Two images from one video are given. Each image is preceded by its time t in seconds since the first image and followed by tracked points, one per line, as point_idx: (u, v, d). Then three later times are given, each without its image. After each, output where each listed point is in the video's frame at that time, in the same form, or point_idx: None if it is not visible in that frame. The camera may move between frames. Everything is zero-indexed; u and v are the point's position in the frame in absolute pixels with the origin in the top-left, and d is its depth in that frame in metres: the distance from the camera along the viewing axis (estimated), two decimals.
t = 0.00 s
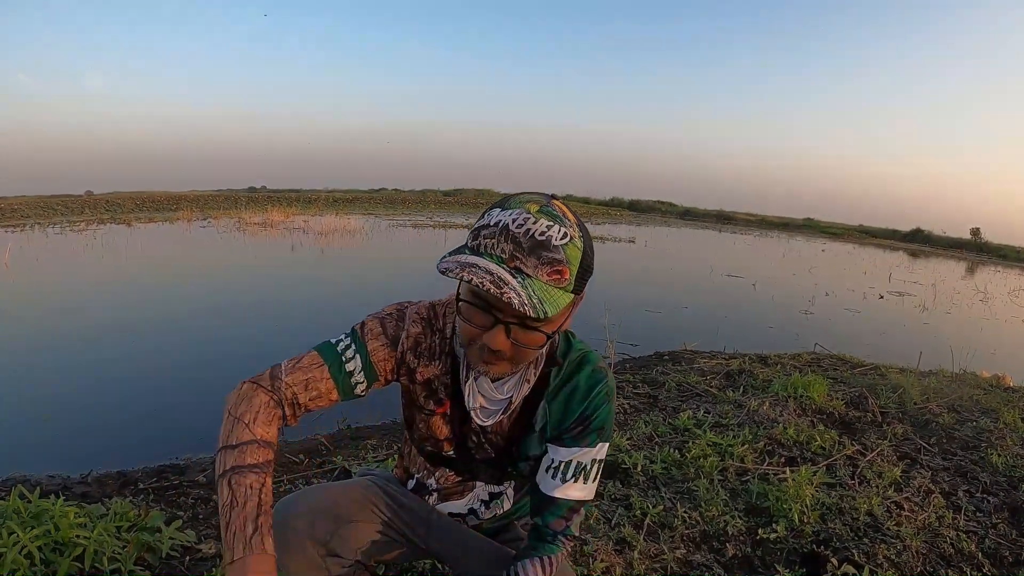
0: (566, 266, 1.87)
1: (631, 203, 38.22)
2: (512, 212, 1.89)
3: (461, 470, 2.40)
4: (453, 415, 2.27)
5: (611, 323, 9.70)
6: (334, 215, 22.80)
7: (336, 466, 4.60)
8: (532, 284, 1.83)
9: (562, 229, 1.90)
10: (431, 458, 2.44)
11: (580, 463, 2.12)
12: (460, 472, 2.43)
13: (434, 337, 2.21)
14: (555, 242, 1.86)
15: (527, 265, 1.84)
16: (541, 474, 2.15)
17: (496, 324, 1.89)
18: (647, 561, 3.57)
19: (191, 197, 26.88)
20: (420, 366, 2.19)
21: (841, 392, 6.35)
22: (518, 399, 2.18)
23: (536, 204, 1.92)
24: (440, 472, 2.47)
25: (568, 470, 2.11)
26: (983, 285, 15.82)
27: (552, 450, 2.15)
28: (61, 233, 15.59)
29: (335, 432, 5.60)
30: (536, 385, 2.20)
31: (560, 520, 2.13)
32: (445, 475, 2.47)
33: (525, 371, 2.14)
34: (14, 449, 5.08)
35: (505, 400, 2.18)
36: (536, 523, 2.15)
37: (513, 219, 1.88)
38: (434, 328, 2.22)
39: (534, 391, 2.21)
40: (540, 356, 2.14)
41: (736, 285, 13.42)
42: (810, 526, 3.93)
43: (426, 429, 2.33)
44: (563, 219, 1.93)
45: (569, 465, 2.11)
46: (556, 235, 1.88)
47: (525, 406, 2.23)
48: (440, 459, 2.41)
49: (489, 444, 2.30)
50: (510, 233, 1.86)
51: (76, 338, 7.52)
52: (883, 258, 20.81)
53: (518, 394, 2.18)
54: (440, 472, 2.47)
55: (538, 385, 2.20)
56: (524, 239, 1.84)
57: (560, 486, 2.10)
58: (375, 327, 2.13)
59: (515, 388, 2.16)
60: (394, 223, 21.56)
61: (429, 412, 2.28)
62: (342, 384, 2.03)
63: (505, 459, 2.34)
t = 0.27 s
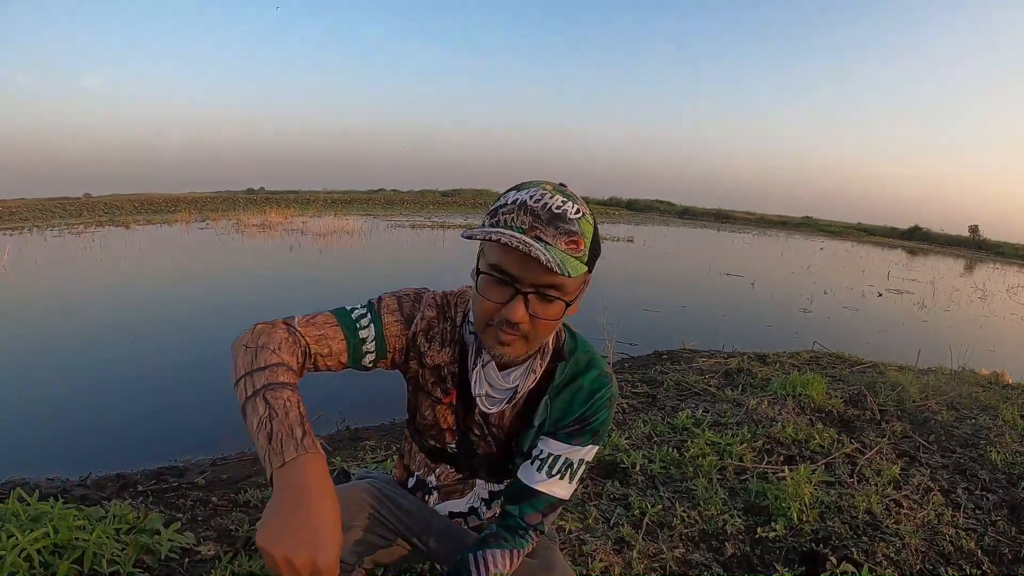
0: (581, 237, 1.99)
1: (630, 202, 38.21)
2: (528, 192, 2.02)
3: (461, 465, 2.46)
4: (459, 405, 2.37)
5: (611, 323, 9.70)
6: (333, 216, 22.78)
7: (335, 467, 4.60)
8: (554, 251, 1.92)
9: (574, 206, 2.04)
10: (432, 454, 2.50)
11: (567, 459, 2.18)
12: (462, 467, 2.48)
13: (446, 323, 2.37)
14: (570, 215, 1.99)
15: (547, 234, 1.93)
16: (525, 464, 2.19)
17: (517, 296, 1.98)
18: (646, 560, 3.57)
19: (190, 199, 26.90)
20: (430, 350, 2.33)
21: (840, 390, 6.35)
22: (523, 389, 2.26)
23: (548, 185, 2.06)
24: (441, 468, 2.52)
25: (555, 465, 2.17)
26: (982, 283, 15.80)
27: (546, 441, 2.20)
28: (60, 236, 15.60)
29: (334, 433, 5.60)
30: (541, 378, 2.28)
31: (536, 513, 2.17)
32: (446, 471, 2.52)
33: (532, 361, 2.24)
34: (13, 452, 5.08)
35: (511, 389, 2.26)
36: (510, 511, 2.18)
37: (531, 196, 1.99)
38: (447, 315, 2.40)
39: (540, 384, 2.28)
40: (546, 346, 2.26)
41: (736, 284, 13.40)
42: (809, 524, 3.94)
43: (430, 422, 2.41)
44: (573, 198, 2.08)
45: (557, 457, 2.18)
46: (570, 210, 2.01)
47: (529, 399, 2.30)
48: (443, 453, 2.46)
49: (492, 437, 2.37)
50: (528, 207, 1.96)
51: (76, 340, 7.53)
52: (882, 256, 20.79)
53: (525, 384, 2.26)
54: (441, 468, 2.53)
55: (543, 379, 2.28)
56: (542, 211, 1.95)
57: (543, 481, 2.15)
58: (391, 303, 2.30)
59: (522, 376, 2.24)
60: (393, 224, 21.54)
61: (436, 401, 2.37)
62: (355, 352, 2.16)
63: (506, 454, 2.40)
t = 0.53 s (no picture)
0: (580, 195, 2.23)
1: (631, 202, 38.20)
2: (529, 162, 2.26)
3: (469, 461, 2.53)
4: (467, 395, 2.49)
5: (611, 323, 9.70)
6: (333, 216, 22.79)
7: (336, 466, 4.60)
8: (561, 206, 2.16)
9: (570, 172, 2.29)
10: (440, 451, 2.58)
11: (582, 443, 2.27)
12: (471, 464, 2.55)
13: (448, 314, 2.52)
14: (568, 177, 2.23)
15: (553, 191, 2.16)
16: (542, 453, 2.27)
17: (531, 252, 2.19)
18: (647, 561, 3.57)
19: (191, 199, 26.91)
20: (435, 339, 2.47)
21: (840, 391, 6.35)
22: (533, 370, 2.38)
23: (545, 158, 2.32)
24: (448, 467, 2.59)
25: (571, 449, 2.26)
26: (982, 284, 15.79)
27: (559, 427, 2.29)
28: (60, 235, 15.61)
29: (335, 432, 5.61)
30: (551, 360, 2.40)
31: (559, 502, 2.23)
32: (453, 470, 2.59)
33: (541, 342, 2.38)
34: (14, 451, 5.09)
35: (521, 372, 2.37)
36: (533, 503, 2.23)
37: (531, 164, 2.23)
38: (449, 306, 2.55)
39: (550, 366, 2.39)
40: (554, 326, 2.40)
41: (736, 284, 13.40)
42: (810, 525, 3.94)
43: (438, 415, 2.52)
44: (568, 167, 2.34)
45: (572, 438, 2.26)
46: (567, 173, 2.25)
47: (538, 387, 2.41)
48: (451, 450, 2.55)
49: (502, 426, 2.47)
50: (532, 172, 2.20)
51: (77, 339, 7.53)
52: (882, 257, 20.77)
53: (535, 366, 2.38)
54: (448, 466, 2.59)
55: (553, 360, 2.40)
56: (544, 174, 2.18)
57: (563, 467, 2.23)
58: (393, 296, 2.45)
59: (532, 359, 2.37)
60: (393, 224, 21.54)
61: (443, 392, 2.50)
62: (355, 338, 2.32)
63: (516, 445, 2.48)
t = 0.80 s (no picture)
0: (564, 178, 2.49)
1: (632, 202, 38.15)
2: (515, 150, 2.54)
3: (479, 455, 2.72)
4: (469, 393, 2.70)
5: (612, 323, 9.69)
6: (334, 215, 22.74)
7: (336, 465, 4.60)
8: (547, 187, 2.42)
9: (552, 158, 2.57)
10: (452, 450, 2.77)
11: (611, 417, 2.49)
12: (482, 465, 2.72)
13: (443, 314, 2.74)
14: (552, 162, 2.50)
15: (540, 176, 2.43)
16: (578, 438, 2.45)
17: (522, 236, 2.46)
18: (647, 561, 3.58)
19: (191, 197, 26.82)
20: (434, 339, 2.69)
21: (841, 392, 6.35)
22: (537, 357, 2.62)
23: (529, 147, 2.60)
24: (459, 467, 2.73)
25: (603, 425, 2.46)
26: (983, 286, 15.78)
27: (584, 408, 2.53)
28: (61, 233, 15.59)
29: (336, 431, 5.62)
30: (553, 346, 2.65)
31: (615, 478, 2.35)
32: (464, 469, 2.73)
33: (541, 331, 2.64)
34: (14, 449, 5.07)
35: (527, 360, 2.61)
36: (589, 488, 2.32)
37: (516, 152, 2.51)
38: (444, 303, 2.78)
39: (553, 353, 2.64)
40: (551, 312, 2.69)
41: (737, 285, 13.40)
42: (810, 526, 3.93)
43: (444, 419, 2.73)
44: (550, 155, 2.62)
45: (601, 416, 2.49)
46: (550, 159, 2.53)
47: (545, 369, 2.64)
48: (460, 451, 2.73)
49: (508, 416, 2.68)
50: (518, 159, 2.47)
51: (77, 338, 7.51)
52: (883, 258, 20.75)
53: (538, 352, 2.63)
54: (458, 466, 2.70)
55: (556, 344, 2.65)
56: (528, 161, 2.45)
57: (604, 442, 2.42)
58: (385, 308, 2.67)
59: (534, 347, 2.62)
60: (394, 223, 21.49)
61: (446, 391, 2.71)
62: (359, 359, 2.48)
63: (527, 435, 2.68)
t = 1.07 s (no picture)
0: (543, 168, 2.90)
1: (631, 202, 38.12)
2: (497, 144, 2.95)
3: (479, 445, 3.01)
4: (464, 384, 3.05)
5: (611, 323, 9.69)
6: (333, 216, 22.69)
7: (336, 466, 4.61)
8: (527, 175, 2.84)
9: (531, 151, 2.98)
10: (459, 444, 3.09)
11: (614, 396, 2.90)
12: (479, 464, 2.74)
13: (433, 311, 3.10)
14: (530, 154, 2.91)
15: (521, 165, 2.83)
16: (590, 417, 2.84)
17: (508, 226, 2.86)
18: (646, 560, 3.58)
19: (191, 198, 26.83)
20: (428, 336, 3.05)
21: (840, 391, 6.35)
22: (527, 348, 2.97)
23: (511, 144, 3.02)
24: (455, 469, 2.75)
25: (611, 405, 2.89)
26: (982, 284, 15.76)
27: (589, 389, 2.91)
28: (60, 235, 15.55)
29: (336, 431, 5.63)
30: (541, 336, 3.02)
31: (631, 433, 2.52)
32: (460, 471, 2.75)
33: (531, 323, 3.00)
34: (14, 450, 5.08)
35: (518, 352, 2.96)
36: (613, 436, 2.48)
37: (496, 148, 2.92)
38: (433, 302, 3.14)
39: (542, 344, 3.01)
40: (539, 305, 3.06)
41: (736, 284, 13.39)
42: (809, 525, 3.93)
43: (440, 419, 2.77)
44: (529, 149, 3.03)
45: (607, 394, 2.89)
46: (529, 151, 2.93)
47: (538, 360, 3.02)
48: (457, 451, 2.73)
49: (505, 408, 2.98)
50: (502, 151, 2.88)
51: (77, 339, 7.52)
52: (883, 257, 20.73)
53: (527, 345, 2.98)
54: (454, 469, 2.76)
55: (544, 337, 3.02)
56: (507, 153, 2.85)
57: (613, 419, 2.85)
58: (379, 316, 3.02)
59: (524, 338, 2.97)
60: (393, 224, 21.46)
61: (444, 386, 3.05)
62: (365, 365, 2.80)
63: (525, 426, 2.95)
